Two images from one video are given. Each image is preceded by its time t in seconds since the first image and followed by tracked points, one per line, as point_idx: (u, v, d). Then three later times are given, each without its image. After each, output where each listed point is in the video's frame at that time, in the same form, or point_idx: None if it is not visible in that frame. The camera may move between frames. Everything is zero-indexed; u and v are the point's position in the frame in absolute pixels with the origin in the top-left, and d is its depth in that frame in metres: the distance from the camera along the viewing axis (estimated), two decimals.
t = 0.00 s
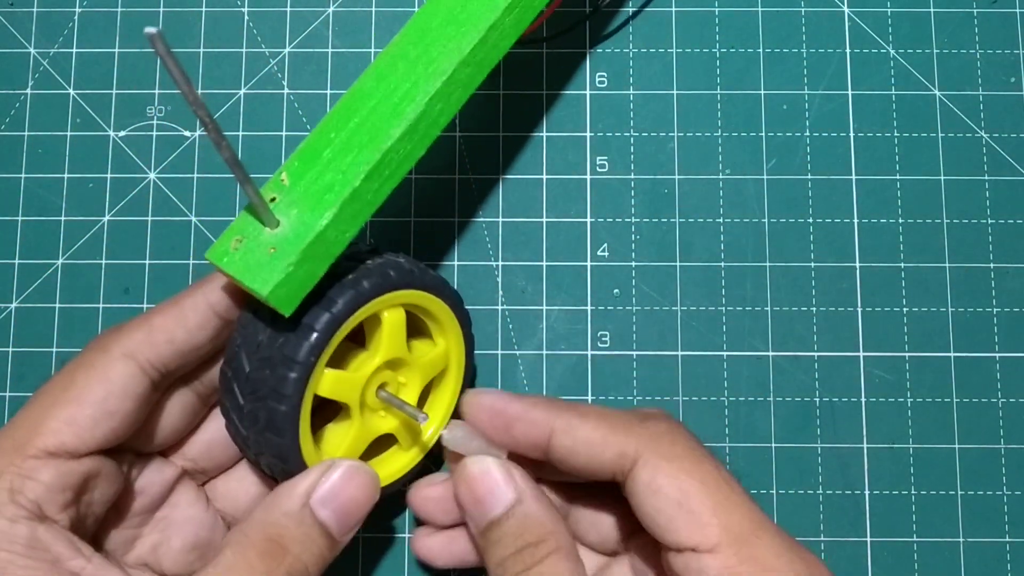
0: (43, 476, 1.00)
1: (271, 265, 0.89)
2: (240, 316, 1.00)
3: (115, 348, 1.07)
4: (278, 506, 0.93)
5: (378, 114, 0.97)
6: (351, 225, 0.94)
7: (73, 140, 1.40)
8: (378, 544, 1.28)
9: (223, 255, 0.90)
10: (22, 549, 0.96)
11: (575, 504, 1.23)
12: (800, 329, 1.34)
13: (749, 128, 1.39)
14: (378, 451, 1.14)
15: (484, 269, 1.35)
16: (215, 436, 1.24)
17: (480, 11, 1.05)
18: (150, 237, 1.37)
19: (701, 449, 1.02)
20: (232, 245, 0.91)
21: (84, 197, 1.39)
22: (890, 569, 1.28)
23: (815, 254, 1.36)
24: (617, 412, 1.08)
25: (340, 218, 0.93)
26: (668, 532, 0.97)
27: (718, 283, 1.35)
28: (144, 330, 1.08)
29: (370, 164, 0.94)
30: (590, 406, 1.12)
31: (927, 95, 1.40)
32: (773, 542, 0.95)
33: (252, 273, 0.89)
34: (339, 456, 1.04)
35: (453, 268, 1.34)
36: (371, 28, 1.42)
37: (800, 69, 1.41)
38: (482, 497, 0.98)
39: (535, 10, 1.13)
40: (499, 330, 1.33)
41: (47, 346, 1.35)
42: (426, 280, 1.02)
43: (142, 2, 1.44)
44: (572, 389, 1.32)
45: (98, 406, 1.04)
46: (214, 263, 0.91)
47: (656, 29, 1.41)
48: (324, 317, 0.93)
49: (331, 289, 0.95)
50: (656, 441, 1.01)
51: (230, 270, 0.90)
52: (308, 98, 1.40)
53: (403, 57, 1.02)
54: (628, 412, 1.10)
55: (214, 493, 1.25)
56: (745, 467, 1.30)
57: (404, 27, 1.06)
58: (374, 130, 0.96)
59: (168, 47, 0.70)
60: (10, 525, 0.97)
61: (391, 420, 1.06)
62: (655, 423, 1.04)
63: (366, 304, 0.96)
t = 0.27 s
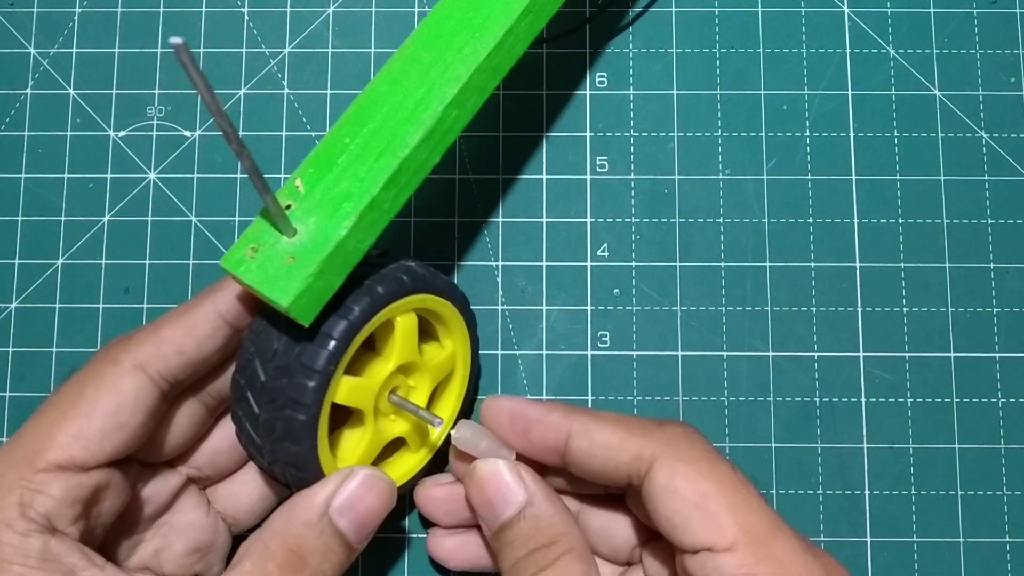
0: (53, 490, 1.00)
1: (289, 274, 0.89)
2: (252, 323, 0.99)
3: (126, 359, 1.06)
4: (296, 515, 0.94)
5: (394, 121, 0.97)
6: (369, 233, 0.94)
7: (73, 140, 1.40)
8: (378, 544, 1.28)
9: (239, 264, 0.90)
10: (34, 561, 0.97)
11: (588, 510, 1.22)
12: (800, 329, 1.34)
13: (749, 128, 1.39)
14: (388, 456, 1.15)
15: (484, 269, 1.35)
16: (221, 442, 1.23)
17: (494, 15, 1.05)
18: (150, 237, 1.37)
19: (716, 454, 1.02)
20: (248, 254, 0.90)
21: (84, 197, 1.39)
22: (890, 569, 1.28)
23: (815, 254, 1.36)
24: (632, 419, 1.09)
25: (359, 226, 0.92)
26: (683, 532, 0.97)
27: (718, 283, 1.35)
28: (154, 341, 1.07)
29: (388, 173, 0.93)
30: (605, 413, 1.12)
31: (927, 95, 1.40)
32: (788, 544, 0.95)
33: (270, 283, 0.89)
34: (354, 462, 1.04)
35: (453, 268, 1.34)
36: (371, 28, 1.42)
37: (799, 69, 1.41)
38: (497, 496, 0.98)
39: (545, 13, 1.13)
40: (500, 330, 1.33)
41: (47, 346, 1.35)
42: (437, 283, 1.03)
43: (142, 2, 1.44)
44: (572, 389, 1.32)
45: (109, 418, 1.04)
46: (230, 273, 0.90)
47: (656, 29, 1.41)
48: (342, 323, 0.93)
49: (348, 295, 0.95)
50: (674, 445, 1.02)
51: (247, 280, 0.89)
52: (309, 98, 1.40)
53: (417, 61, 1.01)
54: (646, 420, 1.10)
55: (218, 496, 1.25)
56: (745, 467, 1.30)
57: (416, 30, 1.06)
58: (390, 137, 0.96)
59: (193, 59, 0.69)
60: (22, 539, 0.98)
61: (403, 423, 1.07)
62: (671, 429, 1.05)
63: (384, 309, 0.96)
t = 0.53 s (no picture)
0: (57, 494, 1.00)
1: (297, 279, 0.89)
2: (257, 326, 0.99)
3: (131, 364, 1.06)
4: (301, 520, 0.95)
5: (403, 125, 0.97)
6: (377, 238, 0.94)
7: (73, 140, 1.40)
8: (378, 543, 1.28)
9: (247, 269, 0.90)
10: (38, 566, 0.97)
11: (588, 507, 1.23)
12: (800, 329, 1.34)
13: (749, 128, 1.39)
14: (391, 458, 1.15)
15: (484, 269, 1.35)
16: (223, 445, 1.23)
17: (501, 19, 1.06)
18: (150, 237, 1.37)
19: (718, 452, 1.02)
20: (256, 259, 0.90)
21: (84, 197, 1.39)
22: (890, 569, 1.28)
23: (815, 254, 1.36)
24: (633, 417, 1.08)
25: (367, 231, 0.92)
26: (683, 530, 0.97)
27: (718, 283, 1.35)
28: (158, 345, 1.07)
29: (397, 178, 0.93)
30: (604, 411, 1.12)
31: (927, 95, 1.40)
32: (789, 543, 0.95)
33: (278, 287, 0.89)
34: (359, 465, 1.04)
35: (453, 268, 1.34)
36: (371, 28, 1.42)
37: (799, 69, 1.41)
38: (506, 494, 0.97)
39: (551, 17, 1.13)
40: (499, 329, 1.33)
41: (47, 346, 1.35)
42: (442, 286, 1.03)
43: (141, 2, 1.44)
44: (572, 389, 1.32)
45: (112, 423, 1.04)
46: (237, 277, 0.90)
47: (656, 29, 1.41)
48: (349, 326, 0.93)
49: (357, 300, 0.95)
50: (676, 442, 1.01)
51: (256, 284, 0.89)
52: (308, 98, 1.40)
53: (424, 64, 1.02)
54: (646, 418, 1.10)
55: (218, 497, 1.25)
56: (745, 467, 1.30)
57: (421, 33, 1.06)
58: (398, 142, 0.96)
59: (206, 66, 0.69)
60: (25, 543, 0.97)
61: (407, 424, 1.09)
62: (673, 427, 1.05)
63: (391, 311, 0.96)
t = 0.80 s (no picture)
0: (62, 499, 1.00)
1: (310, 284, 0.88)
2: (265, 329, 0.98)
3: (138, 369, 1.06)
4: (310, 524, 0.96)
5: (413, 131, 0.97)
6: (388, 243, 0.94)
7: (73, 140, 1.40)
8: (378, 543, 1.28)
9: (259, 274, 0.89)
10: (43, 568, 0.97)
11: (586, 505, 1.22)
12: (800, 329, 1.34)
13: (749, 128, 1.39)
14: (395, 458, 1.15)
15: (484, 269, 1.34)
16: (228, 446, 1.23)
17: (512, 25, 1.06)
18: (150, 237, 1.37)
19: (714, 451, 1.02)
20: (268, 264, 0.90)
21: (84, 197, 1.39)
22: (890, 569, 1.28)
23: (815, 254, 1.36)
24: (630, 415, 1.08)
25: (379, 237, 0.92)
26: (682, 531, 0.97)
27: (719, 283, 1.35)
28: (166, 351, 1.07)
29: (408, 183, 0.93)
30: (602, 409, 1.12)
31: (927, 95, 1.40)
32: (789, 544, 0.95)
33: (291, 294, 0.88)
34: (366, 467, 1.05)
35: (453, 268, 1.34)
36: (371, 28, 1.42)
37: (800, 69, 1.41)
38: (499, 489, 0.98)
39: (558, 22, 1.13)
40: (499, 329, 1.33)
41: (47, 346, 1.35)
42: (449, 289, 1.03)
43: (142, 2, 1.44)
44: (572, 389, 1.32)
45: (118, 428, 1.04)
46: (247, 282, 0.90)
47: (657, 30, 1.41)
48: (360, 331, 0.93)
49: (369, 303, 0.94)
50: (672, 442, 1.01)
51: (268, 290, 0.89)
52: (308, 98, 1.40)
53: (433, 68, 1.02)
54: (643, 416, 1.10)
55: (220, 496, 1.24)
56: (745, 467, 1.30)
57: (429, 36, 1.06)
58: (409, 148, 0.96)
59: (225, 74, 0.70)
60: (30, 546, 0.97)
61: (413, 426, 1.09)
62: (669, 426, 1.05)
63: (400, 315, 0.96)
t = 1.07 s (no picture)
0: (66, 506, 1.00)
1: (319, 291, 0.88)
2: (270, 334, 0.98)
3: (144, 377, 1.05)
4: (317, 528, 0.96)
5: (421, 135, 0.97)
6: (397, 248, 0.94)
7: (73, 140, 1.40)
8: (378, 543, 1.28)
9: (267, 281, 0.89)
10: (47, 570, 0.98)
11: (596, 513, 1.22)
12: (800, 329, 1.34)
13: (749, 128, 1.39)
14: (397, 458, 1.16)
15: (484, 269, 1.34)
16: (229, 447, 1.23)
17: (518, 28, 1.06)
18: (150, 237, 1.37)
19: (715, 464, 1.00)
20: (277, 271, 0.90)
21: (84, 197, 1.39)
22: (890, 569, 1.28)
23: (815, 254, 1.36)
24: (632, 422, 1.08)
25: (388, 242, 0.92)
26: (681, 547, 0.95)
27: (719, 283, 1.35)
28: (172, 358, 1.06)
29: (417, 188, 0.94)
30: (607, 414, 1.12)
31: (927, 95, 1.40)
32: (789, 565, 0.93)
33: (300, 301, 0.88)
34: (371, 471, 1.05)
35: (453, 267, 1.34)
36: (371, 28, 1.42)
37: (800, 69, 1.41)
38: (495, 492, 0.98)
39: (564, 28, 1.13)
40: (499, 329, 1.33)
41: (47, 346, 1.35)
42: (454, 292, 1.03)
43: (142, 2, 1.44)
44: (572, 389, 1.32)
45: (123, 435, 1.03)
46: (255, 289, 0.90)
47: (658, 32, 1.41)
48: (367, 335, 0.93)
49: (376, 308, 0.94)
50: (672, 455, 1.00)
51: (277, 297, 0.89)
52: (308, 98, 1.40)
53: (440, 72, 1.02)
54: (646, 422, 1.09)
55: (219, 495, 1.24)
56: (745, 467, 1.30)
57: (436, 40, 1.06)
58: (417, 152, 0.96)
59: (238, 81, 0.71)
60: (33, 551, 0.98)
61: (417, 428, 1.10)
62: (670, 437, 1.03)
63: (408, 319, 0.96)
